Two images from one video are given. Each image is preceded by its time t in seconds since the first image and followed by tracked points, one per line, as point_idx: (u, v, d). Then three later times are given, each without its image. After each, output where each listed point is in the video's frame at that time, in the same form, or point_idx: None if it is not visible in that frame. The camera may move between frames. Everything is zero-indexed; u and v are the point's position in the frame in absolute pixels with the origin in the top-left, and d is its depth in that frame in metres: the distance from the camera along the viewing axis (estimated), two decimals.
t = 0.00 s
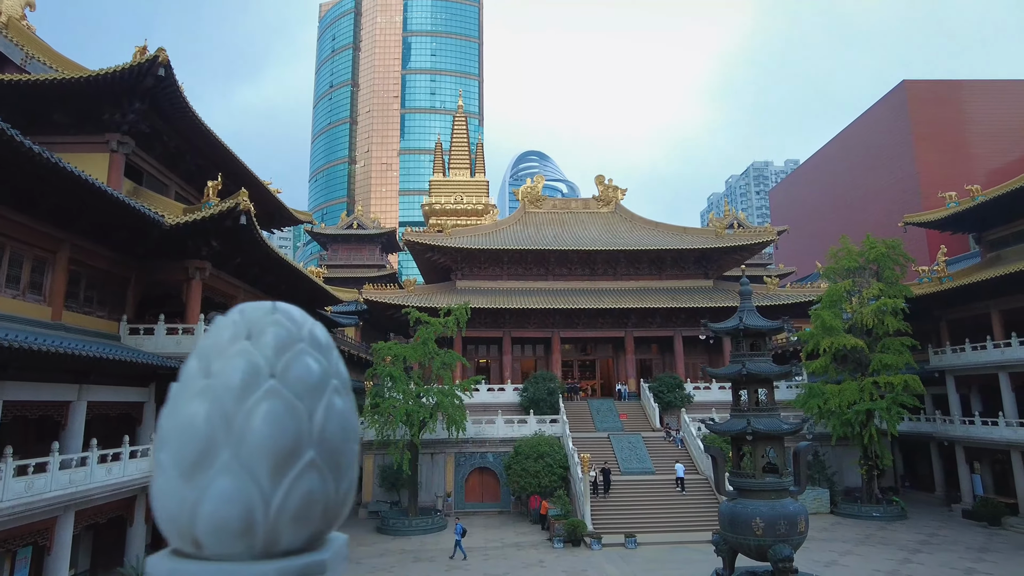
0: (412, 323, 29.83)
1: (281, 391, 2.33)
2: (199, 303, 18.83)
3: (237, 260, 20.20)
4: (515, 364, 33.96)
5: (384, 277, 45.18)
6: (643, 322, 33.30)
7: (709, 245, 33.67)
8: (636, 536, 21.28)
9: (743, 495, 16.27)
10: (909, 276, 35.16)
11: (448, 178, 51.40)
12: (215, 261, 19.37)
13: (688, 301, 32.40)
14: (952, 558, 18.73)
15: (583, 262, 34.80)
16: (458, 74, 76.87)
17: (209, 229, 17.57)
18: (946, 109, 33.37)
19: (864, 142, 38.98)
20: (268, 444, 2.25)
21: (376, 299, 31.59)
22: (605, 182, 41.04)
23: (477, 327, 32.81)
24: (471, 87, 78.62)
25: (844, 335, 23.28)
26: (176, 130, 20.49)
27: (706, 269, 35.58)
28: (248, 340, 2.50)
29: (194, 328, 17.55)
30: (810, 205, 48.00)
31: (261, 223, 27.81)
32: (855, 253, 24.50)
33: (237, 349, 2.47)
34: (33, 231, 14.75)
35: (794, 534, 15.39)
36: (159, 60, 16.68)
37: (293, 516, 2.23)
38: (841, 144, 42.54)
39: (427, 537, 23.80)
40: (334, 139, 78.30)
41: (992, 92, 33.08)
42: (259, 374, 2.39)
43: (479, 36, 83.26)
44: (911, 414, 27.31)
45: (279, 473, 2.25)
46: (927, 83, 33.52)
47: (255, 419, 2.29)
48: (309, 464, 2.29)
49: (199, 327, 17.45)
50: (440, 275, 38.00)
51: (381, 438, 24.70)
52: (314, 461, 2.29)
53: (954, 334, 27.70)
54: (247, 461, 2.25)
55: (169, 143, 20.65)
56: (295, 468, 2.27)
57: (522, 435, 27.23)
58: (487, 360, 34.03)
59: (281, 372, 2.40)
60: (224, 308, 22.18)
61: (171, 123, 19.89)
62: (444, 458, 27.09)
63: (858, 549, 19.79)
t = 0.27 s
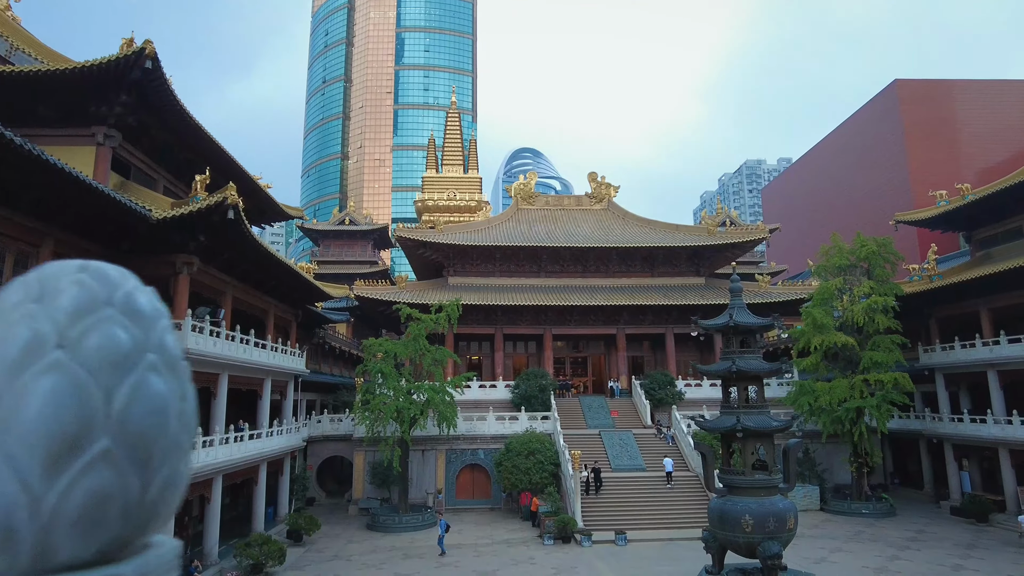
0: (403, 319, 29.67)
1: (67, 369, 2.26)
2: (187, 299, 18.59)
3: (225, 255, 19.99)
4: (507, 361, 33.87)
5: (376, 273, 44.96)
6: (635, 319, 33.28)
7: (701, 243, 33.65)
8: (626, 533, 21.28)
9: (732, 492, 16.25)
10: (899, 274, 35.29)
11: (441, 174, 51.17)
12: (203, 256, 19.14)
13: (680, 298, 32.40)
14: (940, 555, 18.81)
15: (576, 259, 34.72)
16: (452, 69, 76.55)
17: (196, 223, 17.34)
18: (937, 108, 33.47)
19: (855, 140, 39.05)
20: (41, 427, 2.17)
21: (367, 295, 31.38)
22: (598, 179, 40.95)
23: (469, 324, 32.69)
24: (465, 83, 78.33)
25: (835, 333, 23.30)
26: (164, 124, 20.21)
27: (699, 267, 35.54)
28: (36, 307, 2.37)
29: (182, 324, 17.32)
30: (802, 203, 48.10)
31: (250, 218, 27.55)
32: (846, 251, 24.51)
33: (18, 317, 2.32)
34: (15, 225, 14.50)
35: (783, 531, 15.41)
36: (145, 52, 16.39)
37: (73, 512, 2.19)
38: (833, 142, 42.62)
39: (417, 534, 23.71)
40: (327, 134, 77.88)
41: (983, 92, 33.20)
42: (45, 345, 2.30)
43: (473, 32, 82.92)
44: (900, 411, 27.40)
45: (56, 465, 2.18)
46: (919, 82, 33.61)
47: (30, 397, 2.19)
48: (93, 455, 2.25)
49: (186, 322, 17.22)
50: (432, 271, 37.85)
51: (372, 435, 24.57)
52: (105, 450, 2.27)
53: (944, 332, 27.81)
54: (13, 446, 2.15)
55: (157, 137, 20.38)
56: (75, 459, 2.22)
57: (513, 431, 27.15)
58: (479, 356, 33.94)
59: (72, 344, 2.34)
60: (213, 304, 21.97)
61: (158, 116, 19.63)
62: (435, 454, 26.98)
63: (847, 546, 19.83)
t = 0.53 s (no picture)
0: (394, 317, 29.53)
1: None
2: (175, 295, 18.33)
3: (214, 251, 19.75)
4: (499, 358, 33.78)
5: (368, 270, 44.73)
6: (627, 317, 33.26)
7: (693, 241, 33.63)
8: (617, 531, 21.24)
9: (722, 490, 16.23)
10: (890, 272, 35.41)
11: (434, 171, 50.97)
12: (191, 252, 18.89)
13: (673, 296, 32.37)
14: (930, 552, 18.86)
15: (568, 257, 34.65)
16: (445, 66, 76.22)
17: (184, 219, 17.07)
18: (928, 108, 33.55)
19: (847, 139, 39.13)
20: None
21: (359, 292, 31.17)
22: (591, 176, 40.87)
23: (461, 321, 32.56)
24: (458, 80, 78.04)
25: (826, 331, 23.32)
26: (152, 118, 19.94)
27: (691, 264, 35.52)
28: None
29: (169, 320, 17.10)
30: (794, 202, 48.16)
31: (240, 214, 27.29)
32: (838, 249, 24.51)
33: None
34: None
35: (773, 530, 15.38)
36: (132, 45, 16.07)
37: None
38: (825, 141, 42.69)
39: (407, 532, 23.60)
40: (319, 130, 77.45)
41: (975, 91, 33.28)
42: None
43: (466, 28, 82.58)
44: (891, 409, 27.48)
45: None
46: (911, 81, 33.68)
47: None
48: None
49: (174, 319, 17.01)
50: (424, 268, 37.67)
51: (362, 433, 24.42)
52: None
53: (934, 330, 27.90)
54: None
55: (145, 131, 20.10)
56: None
57: (504, 429, 27.07)
58: (471, 354, 33.84)
59: None
60: (202, 300, 21.72)
61: (146, 111, 19.34)
62: (426, 452, 26.85)
63: (837, 544, 19.86)
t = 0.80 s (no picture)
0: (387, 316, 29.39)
1: None
2: (165, 293, 18.14)
3: (206, 249, 19.59)
4: (493, 357, 33.69)
5: (362, 269, 44.55)
6: (621, 316, 33.21)
7: (687, 240, 33.61)
8: (610, 530, 21.20)
9: (715, 490, 16.20)
10: (883, 272, 35.51)
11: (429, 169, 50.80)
12: (182, 250, 18.70)
13: (667, 295, 32.34)
14: (922, 551, 18.89)
15: (563, 256, 34.57)
16: (441, 64, 75.99)
17: (174, 216, 16.89)
18: (921, 108, 33.63)
19: (841, 140, 39.19)
20: None
21: (352, 291, 31.02)
22: (586, 175, 40.80)
23: (455, 320, 32.45)
24: (453, 78, 77.82)
25: (820, 331, 23.32)
26: (142, 115, 19.74)
27: (685, 264, 35.52)
28: None
29: (159, 318, 16.93)
30: (789, 202, 48.22)
31: (232, 212, 27.09)
32: (832, 249, 24.49)
33: None
34: None
35: (765, 529, 15.36)
36: (121, 40, 15.86)
37: None
38: (819, 141, 42.75)
39: (400, 531, 23.50)
40: (313, 129, 77.13)
41: (968, 91, 33.37)
42: None
43: (462, 27, 82.36)
44: (883, 409, 27.52)
45: None
46: (904, 82, 33.74)
47: None
48: None
49: (164, 317, 16.84)
50: (418, 267, 37.52)
51: (355, 432, 24.30)
52: None
53: (926, 330, 27.97)
54: None
55: (135, 128, 19.91)
56: None
57: (498, 428, 26.99)
58: (465, 353, 33.74)
59: None
60: (193, 299, 21.54)
61: (136, 107, 19.15)
62: (420, 451, 26.75)
63: (830, 543, 19.87)
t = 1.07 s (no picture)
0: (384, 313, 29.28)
1: None
2: (158, 290, 18.00)
3: (200, 246, 19.48)
4: (490, 355, 33.61)
5: (358, 266, 44.42)
6: (618, 313, 33.14)
7: (685, 237, 33.53)
8: (606, 528, 21.17)
9: (711, 488, 16.16)
10: (880, 270, 35.47)
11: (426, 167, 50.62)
12: (176, 247, 18.57)
13: (664, 293, 32.27)
14: (917, 549, 18.87)
15: (560, 253, 34.47)
16: (438, 61, 75.75)
17: (168, 213, 16.75)
18: (919, 106, 33.59)
19: (838, 137, 39.14)
20: None
21: (349, 288, 30.90)
22: (583, 172, 40.66)
23: (451, 317, 32.35)
24: (451, 75, 77.59)
25: (817, 328, 23.28)
26: (135, 111, 19.59)
27: (682, 261, 35.46)
28: None
29: (152, 315, 16.79)
30: (786, 199, 48.14)
31: (227, 208, 26.94)
32: (829, 246, 24.42)
33: None
34: None
35: (760, 527, 15.32)
36: (113, 35, 15.71)
37: None
38: (816, 139, 42.70)
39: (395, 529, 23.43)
40: (310, 125, 76.89)
41: (965, 89, 33.32)
42: None
43: (460, 23, 82.06)
44: (880, 406, 27.48)
45: None
46: (901, 79, 33.70)
47: None
48: None
49: (157, 314, 16.70)
50: (415, 264, 37.40)
51: (351, 430, 24.21)
52: None
53: (923, 327, 27.94)
54: None
55: (128, 124, 19.77)
56: None
57: (494, 426, 26.93)
58: (462, 350, 33.66)
59: None
60: (187, 296, 21.43)
61: (130, 103, 19.00)
62: (416, 449, 26.67)
63: (826, 541, 19.84)
